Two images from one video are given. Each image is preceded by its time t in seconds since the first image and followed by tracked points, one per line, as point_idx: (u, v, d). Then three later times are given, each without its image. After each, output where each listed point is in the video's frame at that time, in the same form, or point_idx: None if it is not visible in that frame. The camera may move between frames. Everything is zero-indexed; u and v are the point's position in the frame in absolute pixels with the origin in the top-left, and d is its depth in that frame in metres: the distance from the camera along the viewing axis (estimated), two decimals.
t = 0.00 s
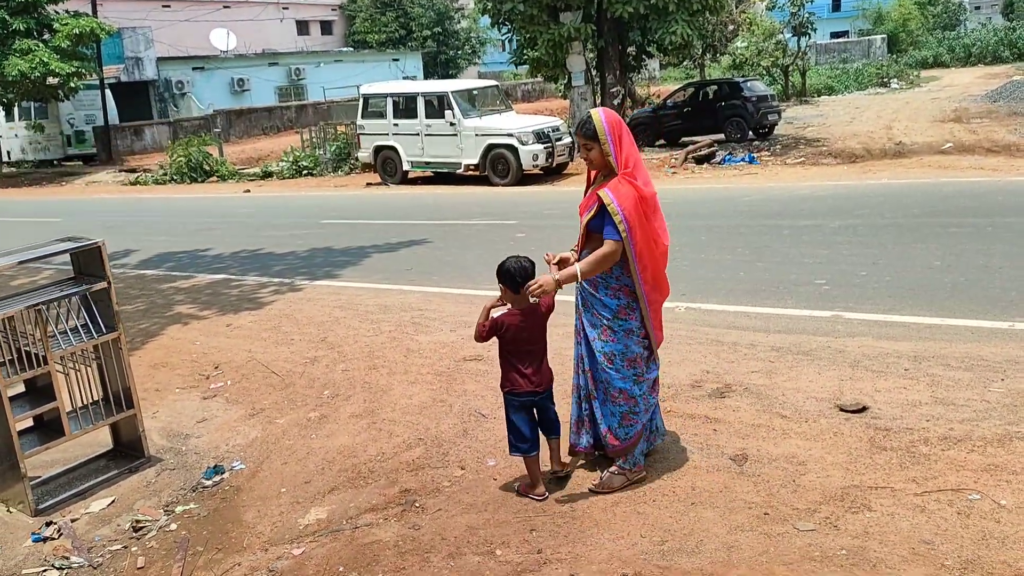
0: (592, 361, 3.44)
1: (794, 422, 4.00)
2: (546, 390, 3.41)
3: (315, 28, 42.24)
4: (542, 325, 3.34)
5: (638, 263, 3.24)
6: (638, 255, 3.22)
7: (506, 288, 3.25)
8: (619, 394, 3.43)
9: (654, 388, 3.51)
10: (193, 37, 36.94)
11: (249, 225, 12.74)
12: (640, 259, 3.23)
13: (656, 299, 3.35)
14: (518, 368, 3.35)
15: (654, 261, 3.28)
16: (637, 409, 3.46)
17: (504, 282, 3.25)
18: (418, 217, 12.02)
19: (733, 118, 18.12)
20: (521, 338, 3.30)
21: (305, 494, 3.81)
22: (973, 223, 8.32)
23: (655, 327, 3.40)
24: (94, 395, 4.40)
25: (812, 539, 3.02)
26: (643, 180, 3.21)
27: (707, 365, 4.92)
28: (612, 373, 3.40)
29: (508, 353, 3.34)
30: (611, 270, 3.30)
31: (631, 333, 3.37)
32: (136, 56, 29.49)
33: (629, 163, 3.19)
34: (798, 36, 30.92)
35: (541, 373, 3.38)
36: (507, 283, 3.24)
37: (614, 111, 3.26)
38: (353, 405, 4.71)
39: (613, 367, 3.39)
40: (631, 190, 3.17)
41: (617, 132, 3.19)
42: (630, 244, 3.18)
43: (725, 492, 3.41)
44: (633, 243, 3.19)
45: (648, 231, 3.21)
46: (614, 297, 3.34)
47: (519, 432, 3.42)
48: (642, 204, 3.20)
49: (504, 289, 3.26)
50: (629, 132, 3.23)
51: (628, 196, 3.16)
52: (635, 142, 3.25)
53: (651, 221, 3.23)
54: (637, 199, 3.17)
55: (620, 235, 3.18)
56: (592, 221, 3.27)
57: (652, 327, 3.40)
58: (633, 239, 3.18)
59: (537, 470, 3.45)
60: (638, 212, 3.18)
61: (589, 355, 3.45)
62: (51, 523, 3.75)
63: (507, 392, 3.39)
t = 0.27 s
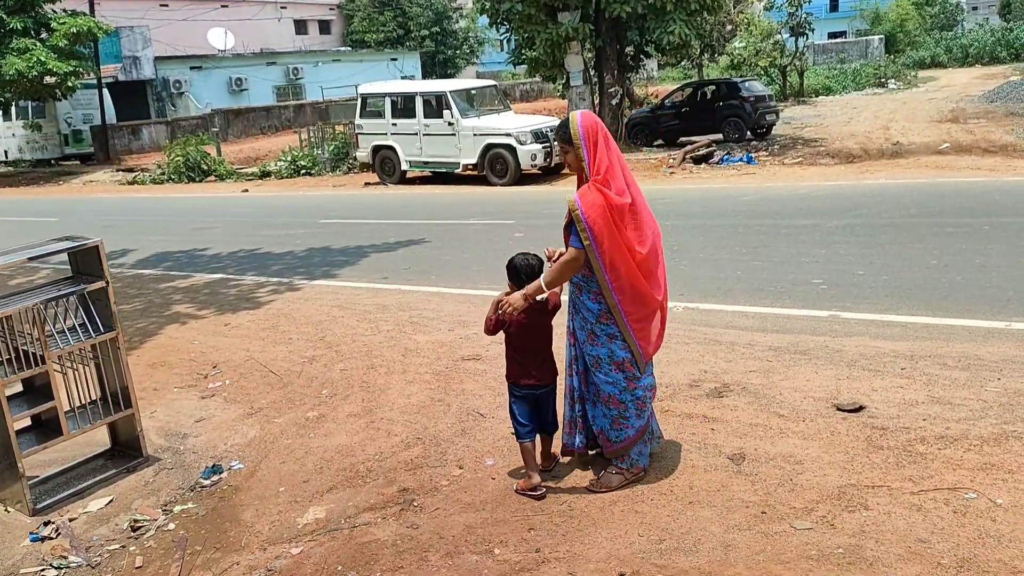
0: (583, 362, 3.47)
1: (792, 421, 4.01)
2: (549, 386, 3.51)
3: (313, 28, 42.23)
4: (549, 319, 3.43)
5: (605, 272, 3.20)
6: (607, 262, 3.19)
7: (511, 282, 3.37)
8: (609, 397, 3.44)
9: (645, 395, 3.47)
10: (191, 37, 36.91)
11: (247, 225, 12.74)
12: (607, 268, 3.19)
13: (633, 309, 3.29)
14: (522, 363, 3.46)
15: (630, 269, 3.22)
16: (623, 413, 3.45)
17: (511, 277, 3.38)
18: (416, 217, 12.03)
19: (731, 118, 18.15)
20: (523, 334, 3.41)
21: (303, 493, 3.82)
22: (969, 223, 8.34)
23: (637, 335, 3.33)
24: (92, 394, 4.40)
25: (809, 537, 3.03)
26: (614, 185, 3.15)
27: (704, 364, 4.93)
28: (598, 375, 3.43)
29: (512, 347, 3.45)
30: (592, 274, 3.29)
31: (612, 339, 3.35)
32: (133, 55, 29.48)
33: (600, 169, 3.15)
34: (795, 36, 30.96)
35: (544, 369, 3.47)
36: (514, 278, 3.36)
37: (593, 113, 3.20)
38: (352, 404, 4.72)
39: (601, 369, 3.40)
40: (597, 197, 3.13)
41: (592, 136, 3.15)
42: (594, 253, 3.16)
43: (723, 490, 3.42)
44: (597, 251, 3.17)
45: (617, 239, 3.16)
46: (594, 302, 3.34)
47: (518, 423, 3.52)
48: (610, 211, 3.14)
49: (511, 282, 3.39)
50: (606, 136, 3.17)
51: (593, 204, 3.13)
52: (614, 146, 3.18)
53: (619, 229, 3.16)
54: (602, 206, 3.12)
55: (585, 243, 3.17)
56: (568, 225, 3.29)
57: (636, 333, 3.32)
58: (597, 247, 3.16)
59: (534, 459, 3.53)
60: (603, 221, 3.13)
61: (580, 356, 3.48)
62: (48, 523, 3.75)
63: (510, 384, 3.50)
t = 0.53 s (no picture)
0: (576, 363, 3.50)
1: (792, 421, 4.01)
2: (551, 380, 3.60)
3: (315, 27, 42.24)
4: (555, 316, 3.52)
5: (580, 276, 3.18)
6: (582, 266, 3.17)
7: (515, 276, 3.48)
8: (599, 398, 3.45)
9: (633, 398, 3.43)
10: (194, 35, 36.94)
11: (248, 224, 12.74)
12: (584, 272, 3.17)
13: (613, 312, 3.25)
14: (521, 355, 3.57)
15: (608, 274, 3.18)
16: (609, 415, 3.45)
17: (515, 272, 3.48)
18: (417, 216, 12.03)
19: (732, 119, 18.15)
20: (523, 329, 3.51)
21: (303, 491, 3.82)
22: (970, 224, 8.34)
23: (621, 339, 3.30)
24: (94, 392, 4.40)
25: (808, 536, 3.03)
26: (590, 189, 3.11)
27: (705, 364, 4.93)
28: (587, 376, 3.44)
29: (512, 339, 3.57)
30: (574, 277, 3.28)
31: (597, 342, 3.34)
32: (135, 53, 29.46)
33: (577, 173, 3.13)
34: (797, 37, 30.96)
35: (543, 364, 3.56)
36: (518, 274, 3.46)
37: (575, 116, 3.16)
38: (352, 404, 4.72)
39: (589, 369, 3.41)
40: (571, 201, 3.11)
41: (570, 139, 3.13)
42: (569, 257, 3.16)
43: (723, 490, 3.42)
44: (573, 255, 3.16)
45: (591, 244, 3.13)
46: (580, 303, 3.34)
47: (517, 411, 3.67)
48: (585, 216, 3.12)
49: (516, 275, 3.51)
50: (586, 139, 3.14)
51: (568, 208, 3.12)
52: (594, 149, 3.14)
53: (595, 233, 3.13)
54: (576, 211, 3.11)
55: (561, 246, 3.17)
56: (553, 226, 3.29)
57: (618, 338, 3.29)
58: (572, 251, 3.15)
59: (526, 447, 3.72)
60: (577, 224, 3.12)
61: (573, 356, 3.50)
62: (48, 521, 3.75)
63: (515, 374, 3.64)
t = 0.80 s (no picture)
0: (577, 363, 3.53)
1: (798, 421, 4.01)
2: (549, 374, 3.60)
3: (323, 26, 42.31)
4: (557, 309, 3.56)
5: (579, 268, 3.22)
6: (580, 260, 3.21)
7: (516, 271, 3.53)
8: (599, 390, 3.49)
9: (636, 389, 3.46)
10: (201, 34, 37.04)
11: (255, 222, 12.78)
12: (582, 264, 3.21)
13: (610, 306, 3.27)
14: (519, 349, 3.60)
15: (605, 268, 3.21)
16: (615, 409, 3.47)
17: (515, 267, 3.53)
18: (424, 215, 12.04)
19: (740, 119, 18.12)
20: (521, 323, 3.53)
21: (310, 489, 3.83)
22: (978, 224, 8.32)
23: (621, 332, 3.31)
24: (102, 389, 4.42)
25: (814, 536, 3.03)
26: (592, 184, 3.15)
27: (711, 364, 4.93)
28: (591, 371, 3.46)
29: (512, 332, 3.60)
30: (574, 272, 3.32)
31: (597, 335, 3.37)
32: (142, 52, 29.64)
33: (578, 167, 3.16)
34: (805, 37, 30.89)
35: (539, 357, 3.57)
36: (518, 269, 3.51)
37: (583, 112, 3.19)
38: (359, 402, 4.73)
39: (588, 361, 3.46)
40: (571, 194, 3.15)
41: (574, 135, 3.16)
42: (567, 249, 3.20)
43: (729, 489, 3.42)
44: (571, 248, 3.20)
45: (590, 238, 3.17)
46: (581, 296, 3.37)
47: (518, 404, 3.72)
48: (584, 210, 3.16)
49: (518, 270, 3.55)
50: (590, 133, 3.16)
51: (567, 201, 3.16)
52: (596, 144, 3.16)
53: (594, 228, 3.16)
54: (575, 205, 3.15)
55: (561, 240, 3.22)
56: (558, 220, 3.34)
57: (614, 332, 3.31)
58: (570, 244, 3.19)
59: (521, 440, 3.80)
60: (575, 218, 3.16)
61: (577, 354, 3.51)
62: (56, 517, 3.78)
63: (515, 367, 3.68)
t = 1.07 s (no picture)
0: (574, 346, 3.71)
1: (809, 423, 3.99)
2: (547, 369, 3.66)
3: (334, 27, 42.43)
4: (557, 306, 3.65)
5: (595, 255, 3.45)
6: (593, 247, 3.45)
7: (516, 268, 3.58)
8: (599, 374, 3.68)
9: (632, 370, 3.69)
10: (213, 35, 37.22)
11: (267, 222, 12.82)
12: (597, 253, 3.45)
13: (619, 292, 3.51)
14: (520, 345, 3.67)
15: (614, 254, 3.46)
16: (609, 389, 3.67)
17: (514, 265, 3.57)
18: (434, 216, 12.07)
19: (751, 120, 18.07)
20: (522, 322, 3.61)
21: (320, 488, 3.85)
22: (991, 226, 8.27)
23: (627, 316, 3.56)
24: (115, 388, 4.45)
25: (824, 538, 3.02)
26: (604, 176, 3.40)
27: (722, 365, 4.92)
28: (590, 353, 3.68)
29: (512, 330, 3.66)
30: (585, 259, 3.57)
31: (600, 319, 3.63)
32: (155, 52, 29.86)
33: (589, 160, 3.41)
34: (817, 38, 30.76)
35: (537, 353, 3.64)
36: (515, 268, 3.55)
37: (595, 108, 3.44)
38: (369, 401, 4.75)
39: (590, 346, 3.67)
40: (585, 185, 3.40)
41: (587, 130, 3.40)
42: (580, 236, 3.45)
43: (739, 491, 3.41)
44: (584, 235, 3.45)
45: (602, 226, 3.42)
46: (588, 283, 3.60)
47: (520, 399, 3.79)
48: (596, 201, 3.41)
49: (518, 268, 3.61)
50: (601, 129, 3.39)
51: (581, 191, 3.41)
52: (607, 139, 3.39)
53: (606, 216, 3.42)
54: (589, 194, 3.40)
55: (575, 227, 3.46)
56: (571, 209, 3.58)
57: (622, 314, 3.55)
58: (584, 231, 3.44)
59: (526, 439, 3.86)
60: (589, 207, 3.41)
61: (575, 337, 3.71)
62: (70, 514, 3.81)
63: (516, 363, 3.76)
